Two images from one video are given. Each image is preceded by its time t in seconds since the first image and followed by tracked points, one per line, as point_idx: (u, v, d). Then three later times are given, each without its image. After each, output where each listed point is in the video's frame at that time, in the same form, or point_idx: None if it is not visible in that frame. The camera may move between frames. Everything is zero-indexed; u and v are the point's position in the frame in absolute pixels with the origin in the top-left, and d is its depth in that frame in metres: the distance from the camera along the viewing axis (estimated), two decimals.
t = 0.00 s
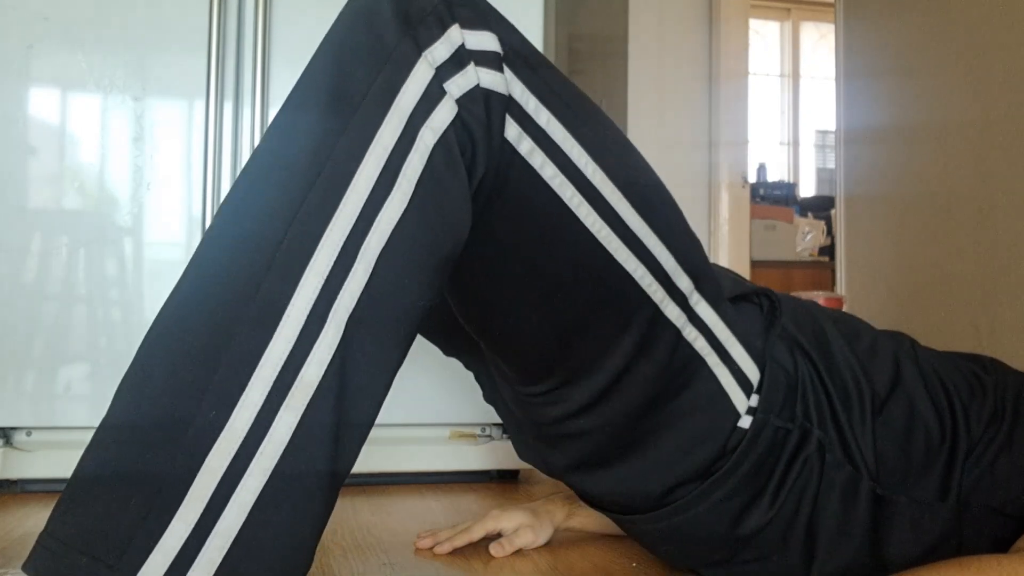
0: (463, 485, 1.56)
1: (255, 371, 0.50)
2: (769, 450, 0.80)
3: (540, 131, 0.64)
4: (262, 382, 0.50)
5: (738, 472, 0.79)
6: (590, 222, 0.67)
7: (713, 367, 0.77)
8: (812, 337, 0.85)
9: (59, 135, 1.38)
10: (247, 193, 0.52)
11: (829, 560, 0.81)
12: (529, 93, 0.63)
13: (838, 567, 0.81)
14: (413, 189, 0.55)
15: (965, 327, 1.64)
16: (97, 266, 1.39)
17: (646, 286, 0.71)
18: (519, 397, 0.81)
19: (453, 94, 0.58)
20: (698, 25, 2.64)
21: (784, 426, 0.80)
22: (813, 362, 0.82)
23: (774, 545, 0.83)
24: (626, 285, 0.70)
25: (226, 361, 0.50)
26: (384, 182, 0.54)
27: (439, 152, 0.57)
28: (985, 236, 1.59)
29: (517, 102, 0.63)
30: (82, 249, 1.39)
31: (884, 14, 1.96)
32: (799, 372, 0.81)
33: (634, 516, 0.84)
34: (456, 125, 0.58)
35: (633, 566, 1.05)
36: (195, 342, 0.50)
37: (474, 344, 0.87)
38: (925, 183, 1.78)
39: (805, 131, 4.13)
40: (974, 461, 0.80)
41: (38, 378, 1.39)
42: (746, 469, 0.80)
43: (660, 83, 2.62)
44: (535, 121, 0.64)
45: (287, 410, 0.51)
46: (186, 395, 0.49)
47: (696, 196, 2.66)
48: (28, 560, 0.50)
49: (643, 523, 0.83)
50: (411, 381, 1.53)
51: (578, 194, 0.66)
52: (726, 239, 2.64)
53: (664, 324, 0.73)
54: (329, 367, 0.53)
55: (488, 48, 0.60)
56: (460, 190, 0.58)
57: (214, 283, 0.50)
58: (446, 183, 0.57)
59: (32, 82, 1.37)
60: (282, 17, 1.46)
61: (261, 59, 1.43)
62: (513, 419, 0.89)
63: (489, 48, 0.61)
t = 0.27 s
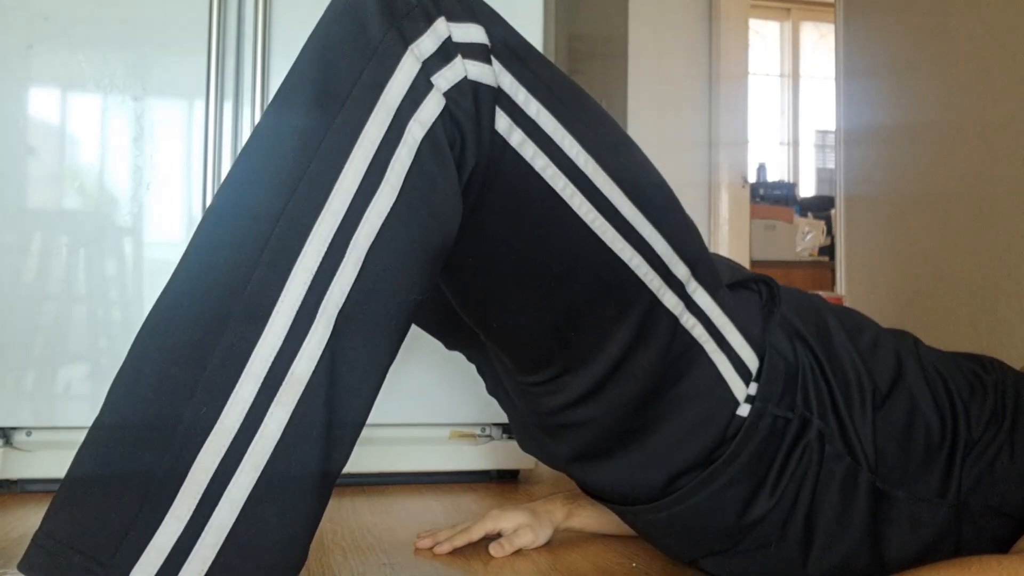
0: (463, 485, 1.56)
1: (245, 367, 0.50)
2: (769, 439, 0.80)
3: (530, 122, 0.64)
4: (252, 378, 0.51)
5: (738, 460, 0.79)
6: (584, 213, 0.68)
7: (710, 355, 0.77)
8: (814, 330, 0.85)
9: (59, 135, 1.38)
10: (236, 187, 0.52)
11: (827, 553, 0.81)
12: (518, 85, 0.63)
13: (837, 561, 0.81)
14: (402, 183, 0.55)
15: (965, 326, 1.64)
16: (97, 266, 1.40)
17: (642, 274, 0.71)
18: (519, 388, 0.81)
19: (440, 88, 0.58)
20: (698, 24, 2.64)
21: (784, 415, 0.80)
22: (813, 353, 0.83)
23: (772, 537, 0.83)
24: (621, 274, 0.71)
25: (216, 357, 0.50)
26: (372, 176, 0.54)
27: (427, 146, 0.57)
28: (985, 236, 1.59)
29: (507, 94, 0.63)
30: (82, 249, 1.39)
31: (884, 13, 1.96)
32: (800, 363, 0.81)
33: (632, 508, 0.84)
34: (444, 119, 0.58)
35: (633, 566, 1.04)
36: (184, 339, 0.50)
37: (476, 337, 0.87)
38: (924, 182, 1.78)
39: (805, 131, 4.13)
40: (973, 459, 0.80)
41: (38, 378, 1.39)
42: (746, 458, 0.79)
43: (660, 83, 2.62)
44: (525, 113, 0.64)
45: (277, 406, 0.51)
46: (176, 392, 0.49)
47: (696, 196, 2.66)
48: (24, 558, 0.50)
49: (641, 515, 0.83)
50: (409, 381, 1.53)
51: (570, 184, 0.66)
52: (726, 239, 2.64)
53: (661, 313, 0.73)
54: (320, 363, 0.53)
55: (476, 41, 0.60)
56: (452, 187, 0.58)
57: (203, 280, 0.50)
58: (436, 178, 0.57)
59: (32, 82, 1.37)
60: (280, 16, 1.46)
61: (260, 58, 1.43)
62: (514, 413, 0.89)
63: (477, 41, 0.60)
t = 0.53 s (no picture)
0: (463, 485, 1.56)
1: (245, 367, 0.50)
2: (769, 434, 0.80)
3: (531, 120, 0.64)
4: (251, 377, 0.51)
5: (737, 455, 0.79)
6: (584, 209, 0.68)
7: (710, 349, 0.77)
8: (814, 327, 0.85)
9: (59, 135, 1.38)
10: (235, 186, 0.52)
11: (826, 550, 0.81)
12: (519, 82, 0.63)
13: (835, 558, 0.81)
14: (401, 182, 0.56)
15: (965, 325, 1.63)
16: (97, 266, 1.40)
17: (641, 268, 0.71)
18: (518, 385, 0.81)
19: (440, 86, 0.58)
20: (698, 24, 2.64)
21: (784, 411, 0.80)
22: (813, 349, 0.83)
23: (771, 533, 0.83)
24: (619, 268, 0.71)
25: (216, 356, 0.50)
26: (371, 175, 0.54)
27: (427, 145, 0.57)
28: (985, 236, 1.59)
29: (507, 91, 0.63)
30: (82, 249, 1.39)
31: (884, 13, 1.96)
32: (800, 359, 0.81)
33: (632, 505, 0.84)
34: (444, 117, 0.58)
35: (633, 566, 1.04)
36: (184, 339, 0.50)
37: (476, 334, 0.87)
38: (924, 182, 1.78)
39: (805, 131, 4.13)
40: (971, 459, 0.80)
41: (38, 378, 1.39)
42: (745, 454, 0.79)
43: (660, 82, 2.62)
44: (525, 110, 0.64)
45: (276, 406, 0.51)
46: (175, 392, 0.49)
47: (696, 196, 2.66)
48: (22, 557, 0.50)
49: (640, 512, 0.83)
50: (410, 381, 1.53)
51: (570, 181, 0.67)
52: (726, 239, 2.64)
53: (660, 307, 0.73)
54: (319, 363, 0.53)
55: (476, 39, 0.60)
56: (452, 186, 0.58)
57: (202, 280, 0.50)
58: (436, 178, 0.57)
59: (32, 82, 1.38)
60: (280, 15, 1.46)
61: (260, 57, 1.43)
62: (514, 411, 0.89)
63: (477, 38, 0.60)
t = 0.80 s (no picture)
0: (463, 485, 1.56)
1: (245, 367, 0.50)
2: (772, 427, 0.80)
3: (533, 117, 0.64)
4: (252, 378, 0.51)
5: (740, 448, 0.79)
6: (586, 207, 0.68)
7: (713, 343, 0.77)
8: (817, 321, 0.86)
9: (58, 135, 1.38)
10: (237, 185, 0.52)
11: (827, 543, 0.81)
12: (520, 80, 0.63)
13: (837, 551, 0.81)
14: (402, 182, 0.56)
15: (965, 324, 1.64)
16: (97, 266, 1.40)
17: (645, 264, 0.71)
18: (521, 379, 0.81)
19: (441, 85, 0.58)
20: (698, 24, 2.64)
21: (786, 404, 0.80)
22: (816, 343, 0.83)
23: (774, 525, 0.83)
24: (621, 263, 0.70)
25: (216, 356, 0.50)
26: (373, 174, 0.54)
27: (428, 144, 0.57)
28: (985, 236, 1.59)
29: (509, 89, 0.63)
30: (82, 249, 1.39)
31: (884, 13, 1.96)
32: (802, 352, 0.82)
33: (634, 499, 0.83)
34: (445, 116, 0.58)
35: (633, 566, 1.04)
36: (185, 339, 0.50)
37: (480, 327, 0.87)
38: (924, 182, 1.78)
39: (805, 131, 4.13)
40: (974, 455, 0.80)
41: (38, 379, 1.39)
42: (748, 446, 0.79)
43: (660, 82, 2.62)
44: (527, 108, 0.64)
45: (277, 407, 0.51)
46: (176, 392, 0.49)
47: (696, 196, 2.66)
48: (23, 559, 0.50)
49: (642, 506, 0.83)
50: (411, 380, 1.53)
51: (573, 179, 0.67)
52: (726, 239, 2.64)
53: (664, 302, 0.73)
54: (320, 364, 0.53)
55: (477, 37, 0.60)
56: (453, 186, 0.58)
57: (204, 280, 0.50)
58: (437, 178, 0.57)
59: (32, 82, 1.37)
60: (281, 15, 1.46)
61: (260, 57, 1.43)
62: (517, 404, 0.89)
63: (478, 36, 0.60)
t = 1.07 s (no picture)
0: (463, 485, 1.56)
1: (243, 367, 0.50)
2: (773, 423, 0.80)
3: (532, 115, 0.64)
4: (249, 377, 0.50)
5: (741, 444, 0.79)
6: (586, 205, 0.68)
7: (715, 340, 0.77)
8: (819, 317, 0.86)
9: (58, 135, 1.38)
10: (236, 184, 0.52)
11: (828, 540, 0.81)
12: (520, 79, 0.63)
13: (837, 548, 0.81)
14: (401, 181, 0.56)
15: (964, 324, 1.64)
16: (97, 266, 1.40)
17: (646, 262, 0.71)
18: (522, 375, 0.81)
19: (440, 83, 0.58)
20: (698, 24, 2.64)
21: (787, 399, 0.80)
22: (817, 339, 0.83)
23: (774, 522, 0.83)
24: (623, 260, 0.71)
25: (214, 356, 0.50)
26: (371, 173, 0.54)
27: (426, 142, 0.57)
28: (985, 236, 1.59)
29: (508, 87, 0.63)
30: (82, 249, 1.39)
31: (885, 13, 1.96)
32: (803, 348, 0.82)
33: (635, 497, 0.83)
34: (444, 114, 0.58)
35: (633, 566, 1.04)
36: (183, 339, 0.50)
37: (480, 325, 0.87)
38: (925, 182, 1.78)
39: (805, 131, 4.13)
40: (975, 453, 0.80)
41: (38, 379, 1.39)
42: (749, 442, 0.79)
43: (660, 82, 2.62)
44: (527, 107, 0.64)
45: (275, 407, 0.51)
46: (174, 392, 0.49)
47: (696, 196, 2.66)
48: (20, 558, 0.50)
49: (643, 503, 0.83)
50: (411, 380, 1.53)
51: (573, 177, 0.67)
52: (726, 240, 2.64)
53: (666, 298, 0.73)
54: (318, 364, 0.53)
55: (476, 35, 0.60)
56: (452, 185, 0.58)
57: (202, 278, 0.50)
58: (436, 177, 0.57)
59: (32, 82, 1.37)
60: (280, 14, 1.46)
61: (261, 57, 1.43)
62: (517, 401, 0.89)
63: (478, 34, 0.60)
